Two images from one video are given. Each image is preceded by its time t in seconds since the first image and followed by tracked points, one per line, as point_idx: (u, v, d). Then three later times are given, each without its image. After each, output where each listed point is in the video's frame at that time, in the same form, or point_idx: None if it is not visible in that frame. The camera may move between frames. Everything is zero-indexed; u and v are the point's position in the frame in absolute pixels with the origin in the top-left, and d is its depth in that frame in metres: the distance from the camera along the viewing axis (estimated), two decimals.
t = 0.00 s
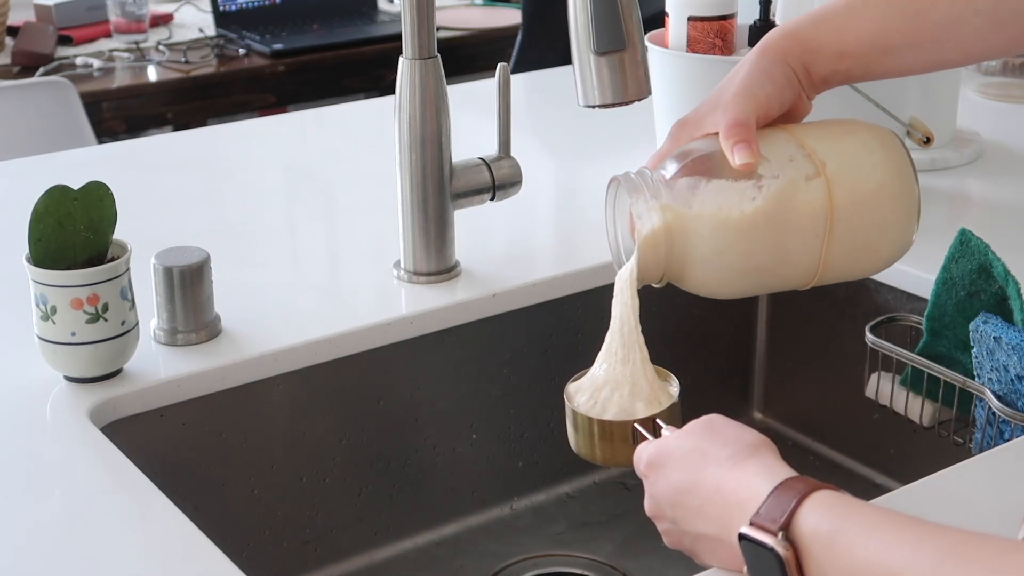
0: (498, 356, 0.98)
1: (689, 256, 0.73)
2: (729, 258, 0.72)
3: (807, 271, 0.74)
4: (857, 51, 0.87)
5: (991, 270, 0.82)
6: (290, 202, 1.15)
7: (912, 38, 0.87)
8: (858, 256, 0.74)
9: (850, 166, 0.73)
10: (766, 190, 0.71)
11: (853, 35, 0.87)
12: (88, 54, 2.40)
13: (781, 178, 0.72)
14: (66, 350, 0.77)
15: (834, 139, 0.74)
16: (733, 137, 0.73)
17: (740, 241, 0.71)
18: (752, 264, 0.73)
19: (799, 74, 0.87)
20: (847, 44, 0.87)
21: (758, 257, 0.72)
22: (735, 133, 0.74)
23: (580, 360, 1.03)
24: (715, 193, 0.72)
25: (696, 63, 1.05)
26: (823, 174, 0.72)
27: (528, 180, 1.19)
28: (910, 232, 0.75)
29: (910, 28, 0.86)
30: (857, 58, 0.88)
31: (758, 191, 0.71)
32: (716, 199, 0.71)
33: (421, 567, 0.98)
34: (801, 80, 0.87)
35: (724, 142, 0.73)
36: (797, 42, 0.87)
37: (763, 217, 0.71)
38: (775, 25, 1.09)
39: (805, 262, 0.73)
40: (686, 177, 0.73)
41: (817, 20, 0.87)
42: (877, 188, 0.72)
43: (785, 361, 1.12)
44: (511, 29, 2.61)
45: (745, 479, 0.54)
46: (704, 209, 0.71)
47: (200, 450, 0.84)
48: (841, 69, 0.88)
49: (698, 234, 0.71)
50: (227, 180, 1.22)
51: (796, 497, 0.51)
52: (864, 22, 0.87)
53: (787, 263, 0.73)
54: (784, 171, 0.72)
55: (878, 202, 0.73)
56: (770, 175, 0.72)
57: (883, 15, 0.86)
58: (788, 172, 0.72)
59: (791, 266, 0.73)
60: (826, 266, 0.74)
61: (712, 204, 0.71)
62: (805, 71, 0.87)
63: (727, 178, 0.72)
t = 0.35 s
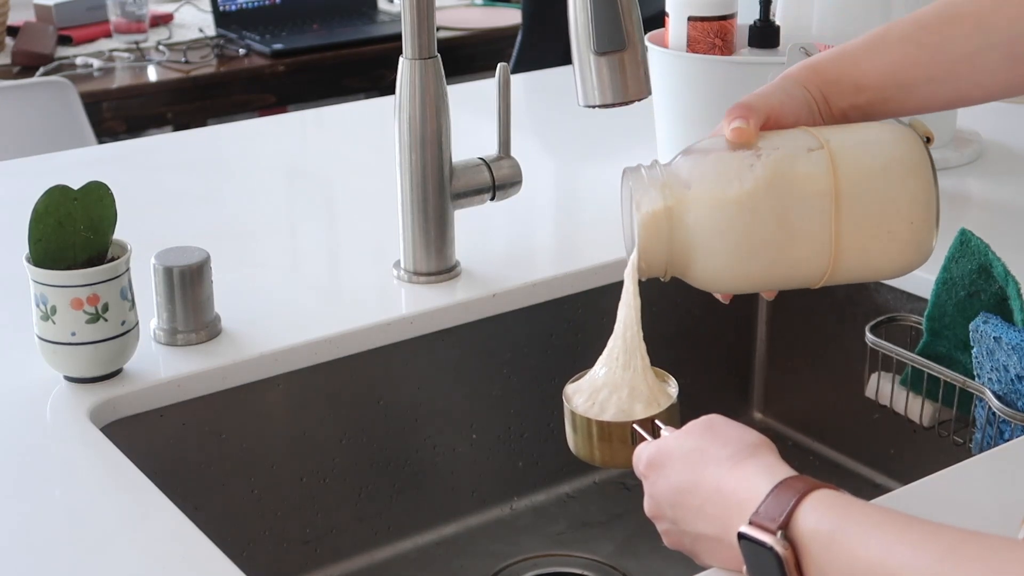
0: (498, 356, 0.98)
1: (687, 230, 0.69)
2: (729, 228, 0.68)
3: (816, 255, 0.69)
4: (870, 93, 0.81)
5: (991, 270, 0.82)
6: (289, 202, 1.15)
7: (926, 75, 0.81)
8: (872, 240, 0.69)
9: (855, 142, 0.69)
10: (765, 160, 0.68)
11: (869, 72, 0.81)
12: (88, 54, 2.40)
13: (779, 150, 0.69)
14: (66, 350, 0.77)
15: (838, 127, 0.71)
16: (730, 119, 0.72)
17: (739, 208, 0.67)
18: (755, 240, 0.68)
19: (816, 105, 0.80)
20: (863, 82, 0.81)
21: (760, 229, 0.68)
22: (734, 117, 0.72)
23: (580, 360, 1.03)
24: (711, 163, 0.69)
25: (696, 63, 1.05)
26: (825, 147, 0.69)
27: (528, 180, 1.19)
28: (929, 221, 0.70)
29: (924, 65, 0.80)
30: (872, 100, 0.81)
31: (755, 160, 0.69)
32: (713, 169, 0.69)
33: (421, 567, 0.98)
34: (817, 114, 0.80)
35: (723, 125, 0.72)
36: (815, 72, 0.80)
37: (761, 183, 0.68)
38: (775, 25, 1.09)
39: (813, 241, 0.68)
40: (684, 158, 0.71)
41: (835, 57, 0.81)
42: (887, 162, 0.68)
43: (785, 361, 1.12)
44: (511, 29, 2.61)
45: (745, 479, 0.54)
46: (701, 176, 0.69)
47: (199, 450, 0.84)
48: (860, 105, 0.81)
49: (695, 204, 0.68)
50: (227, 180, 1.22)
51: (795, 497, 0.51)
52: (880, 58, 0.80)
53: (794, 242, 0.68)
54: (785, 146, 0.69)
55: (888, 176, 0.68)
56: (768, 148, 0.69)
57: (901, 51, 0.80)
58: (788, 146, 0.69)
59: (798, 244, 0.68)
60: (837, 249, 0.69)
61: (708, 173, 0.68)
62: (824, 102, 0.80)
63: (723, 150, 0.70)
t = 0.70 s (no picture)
0: (497, 356, 0.98)
1: (697, 195, 0.66)
2: (739, 195, 0.65)
3: (823, 239, 0.66)
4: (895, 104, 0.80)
5: (991, 270, 0.82)
6: (289, 202, 1.15)
7: (953, 90, 0.81)
8: (883, 230, 0.66)
9: (878, 127, 0.66)
10: (784, 129, 0.65)
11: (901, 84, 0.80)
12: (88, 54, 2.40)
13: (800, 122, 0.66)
14: (66, 350, 0.77)
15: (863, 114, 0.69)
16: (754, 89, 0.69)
17: (751, 176, 0.65)
18: (763, 215, 0.65)
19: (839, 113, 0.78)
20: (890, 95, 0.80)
21: (771, 202, 0.65)
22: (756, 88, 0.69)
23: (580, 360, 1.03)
24: (729, 128, 0.66)
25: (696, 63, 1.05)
26: (847, 126, 0.66)
27: (528, 180, 1.19)
28: (941, 220, 0.67)
29: (954, 80, 0.81)
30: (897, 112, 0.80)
31: (774, 128, 0.66)
32: (730, 134, 0.66)
33: (421, 567, 0.98)
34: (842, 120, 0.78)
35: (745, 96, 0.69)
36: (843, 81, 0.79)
37: (777, 153, 0.65)
38: (775, 25, 1.09)
39: (822, 222, 0.65)
40: (702, 121, 0.68)
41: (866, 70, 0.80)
42: (908, 152, 0.65)
43: (785, 361, 1.12)
44: (511, 29, 2.61)
45: (744, 479, 0.54)
46: (716, 141, 0.66)
47: (199, 450, 0.84)
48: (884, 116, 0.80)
49: (708, 168, 0.65)
50: (227, 180, 1.22)
51: (793, 497, 0.51)
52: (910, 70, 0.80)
53: (801, 222, 0.65)
54: (808, 119, 0.66)
55: (906, 167, 0.65)
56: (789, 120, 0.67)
57: (931, 65, 0.81)
58: (810, 119, 0.66)
59: (806, 225, 0.65)
60: (845, 235, 0.66)
61: (725, 138, 0.66)
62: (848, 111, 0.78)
63: (742, 117, 0.67)
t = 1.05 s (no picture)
0: (497, 356, 0.98)
1: (697, 193, 0.66)
2: (739, 194, 0.65)
3: (823, 237, 0.66)
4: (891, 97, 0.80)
5: (991, 270, 0.82)
6: (289, 202, 1.15)
7: (952, 83, 0.81)
8: (883, 228, 0.66)
9: (878, 125, 0.66)
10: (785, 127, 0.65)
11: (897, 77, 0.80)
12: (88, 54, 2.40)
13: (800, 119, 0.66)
14: (66, 350, 0.77)
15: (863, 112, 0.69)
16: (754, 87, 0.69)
17: (752, 176, 0.65)
18: (763, 214, 0.65)
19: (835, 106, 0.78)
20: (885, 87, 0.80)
21: (770, 200, 0.65)
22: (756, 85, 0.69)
23: (580, 360, 1.03)
24: (728, 126, 0.66)
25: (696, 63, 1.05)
26: (847, 124, 0.66)
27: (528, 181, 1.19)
28: (940, 217, 0.67)
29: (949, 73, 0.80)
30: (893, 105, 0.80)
31: (774, 126, 0.66)
32: (730, 132, 0.66)
33: (421, 567, 0.98)
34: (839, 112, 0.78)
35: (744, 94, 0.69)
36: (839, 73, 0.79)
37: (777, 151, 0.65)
38: (775, 25, 1.09)
39: (822, 220, 0.65)
40: (701, 119, 0.68)
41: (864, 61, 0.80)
42: (907, 150, 0.65)
43: (786, 361, 1.12)
44: (511, 29, 2.61)
45: (743, 479, 0.54)
46: (717, 139, 0.66)
47: (199, 450, 0.84)
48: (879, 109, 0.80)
49: (708, 168, 0.65)
50: (228, 180, 1.22)
51: (792, 497, 0.51)
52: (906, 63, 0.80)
53: (801, 220, 0.65)
54: (808, 116, 0.66)
55: (906, 165, 0.65)
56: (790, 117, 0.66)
57: (927, 57, 0.80)
58: (810, 116, 0.66)
59: (806, 222, 0.65)
60: (845, 233, 0.66)
61: (725, 137, 0.66)
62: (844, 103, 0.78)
63: (743, 114, 0.67)
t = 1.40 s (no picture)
0: (497, 356, 0.98)
1: (700, 200, 0.66)
2: (741, 202, 0.65)
3: (823, 243, 0.66)
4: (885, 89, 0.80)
5: (991, 271, 0.82)
6: (289, 202, 1.15)
7: (948, 77, 0.81)
8: (882, 234, 0.66)
9: (878, 131, 0.66)
10: (786, 135, 0.65)
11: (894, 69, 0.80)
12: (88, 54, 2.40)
13: (802, 126, 0.66)
14: (67, 350, 0.77)
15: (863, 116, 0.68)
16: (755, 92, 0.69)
17: (756, 187, 0.64)
18: (764, 220, 0.65)
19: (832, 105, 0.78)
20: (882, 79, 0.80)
21: (772, 211, 0.65)
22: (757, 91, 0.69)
23: (580, 360, 1.03)
24: (730, 133, 0.66)
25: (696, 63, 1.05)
26: (847, 130, 0.66)
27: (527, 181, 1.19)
28: (939, 223, 0.67)
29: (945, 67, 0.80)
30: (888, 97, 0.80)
31: (776, 133, 0.66)
32: (733, 139, 0.66)
33: (421, 567, 0.98)
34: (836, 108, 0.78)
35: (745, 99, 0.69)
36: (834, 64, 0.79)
37: (779, 160, 0.65)
38: (775, 25, 1.09)
39: (822, 226, 0.65)
40: (702, 123, 0.68)
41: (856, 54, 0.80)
42: (908, 158, 0.65)
43: (785, 361, 1.12)
44: (511, 29, 2.61)
45: (745, 480, 0.54)
46: (720, 145, 0.66)
47: (199, 449, 0.84)
48: (876, 102, 0.80)
49: (711, 175, 0.65)
50: (228, 180, 1.22)
51: (795, 498, 0.51)
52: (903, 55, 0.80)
53: (803, 226, 0.65)
54: (809, 124, 0.66)
55: (906, 172, 0.65)
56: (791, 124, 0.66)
57: (920, 51, 0.80)
58: (812, 123, 0.66)
59: (806, 229, 0.65)
60: (844, 239, 0.66)
61: (728, 144, 0.66)
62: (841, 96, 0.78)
63: (744, 120, 0.67)
